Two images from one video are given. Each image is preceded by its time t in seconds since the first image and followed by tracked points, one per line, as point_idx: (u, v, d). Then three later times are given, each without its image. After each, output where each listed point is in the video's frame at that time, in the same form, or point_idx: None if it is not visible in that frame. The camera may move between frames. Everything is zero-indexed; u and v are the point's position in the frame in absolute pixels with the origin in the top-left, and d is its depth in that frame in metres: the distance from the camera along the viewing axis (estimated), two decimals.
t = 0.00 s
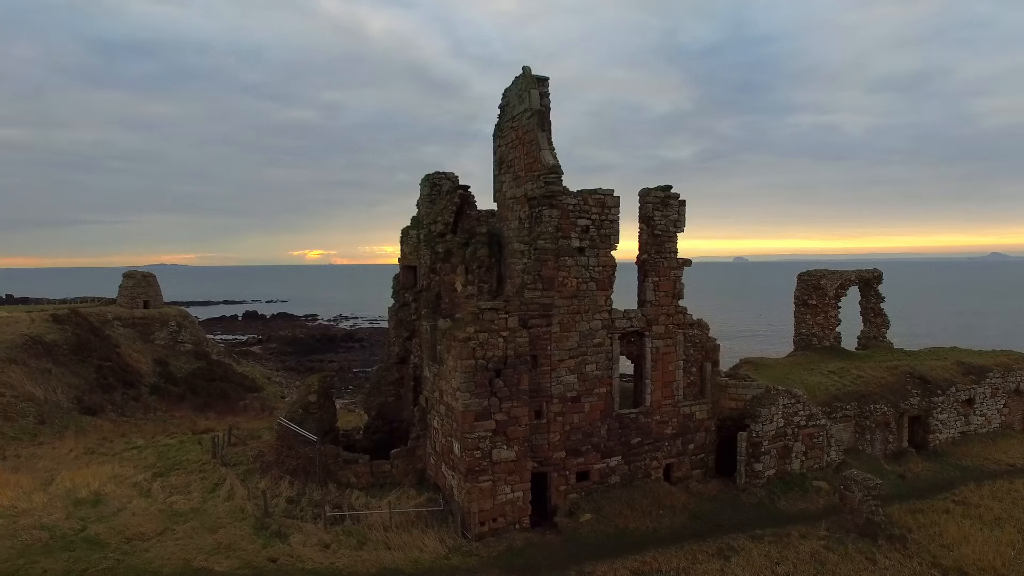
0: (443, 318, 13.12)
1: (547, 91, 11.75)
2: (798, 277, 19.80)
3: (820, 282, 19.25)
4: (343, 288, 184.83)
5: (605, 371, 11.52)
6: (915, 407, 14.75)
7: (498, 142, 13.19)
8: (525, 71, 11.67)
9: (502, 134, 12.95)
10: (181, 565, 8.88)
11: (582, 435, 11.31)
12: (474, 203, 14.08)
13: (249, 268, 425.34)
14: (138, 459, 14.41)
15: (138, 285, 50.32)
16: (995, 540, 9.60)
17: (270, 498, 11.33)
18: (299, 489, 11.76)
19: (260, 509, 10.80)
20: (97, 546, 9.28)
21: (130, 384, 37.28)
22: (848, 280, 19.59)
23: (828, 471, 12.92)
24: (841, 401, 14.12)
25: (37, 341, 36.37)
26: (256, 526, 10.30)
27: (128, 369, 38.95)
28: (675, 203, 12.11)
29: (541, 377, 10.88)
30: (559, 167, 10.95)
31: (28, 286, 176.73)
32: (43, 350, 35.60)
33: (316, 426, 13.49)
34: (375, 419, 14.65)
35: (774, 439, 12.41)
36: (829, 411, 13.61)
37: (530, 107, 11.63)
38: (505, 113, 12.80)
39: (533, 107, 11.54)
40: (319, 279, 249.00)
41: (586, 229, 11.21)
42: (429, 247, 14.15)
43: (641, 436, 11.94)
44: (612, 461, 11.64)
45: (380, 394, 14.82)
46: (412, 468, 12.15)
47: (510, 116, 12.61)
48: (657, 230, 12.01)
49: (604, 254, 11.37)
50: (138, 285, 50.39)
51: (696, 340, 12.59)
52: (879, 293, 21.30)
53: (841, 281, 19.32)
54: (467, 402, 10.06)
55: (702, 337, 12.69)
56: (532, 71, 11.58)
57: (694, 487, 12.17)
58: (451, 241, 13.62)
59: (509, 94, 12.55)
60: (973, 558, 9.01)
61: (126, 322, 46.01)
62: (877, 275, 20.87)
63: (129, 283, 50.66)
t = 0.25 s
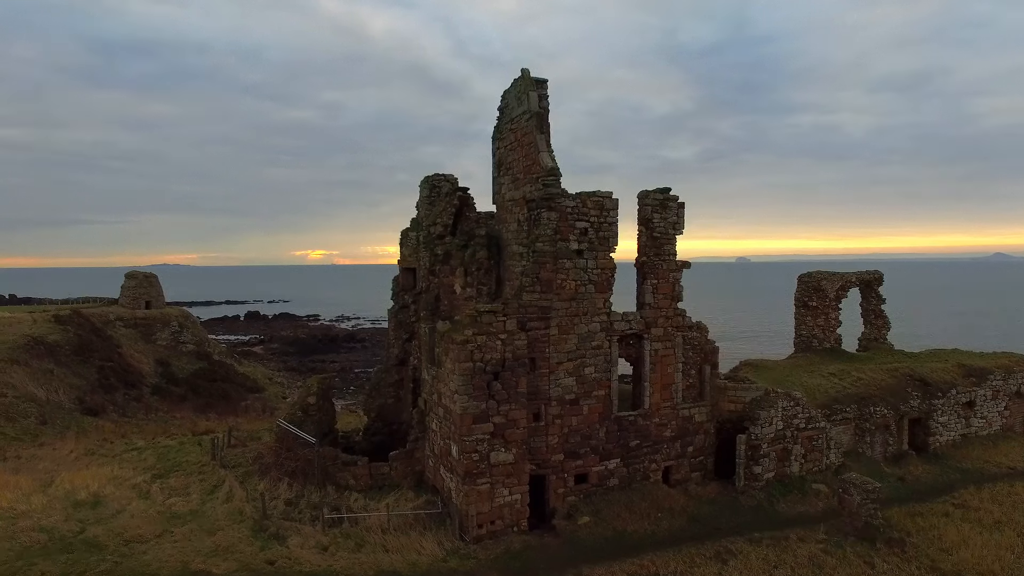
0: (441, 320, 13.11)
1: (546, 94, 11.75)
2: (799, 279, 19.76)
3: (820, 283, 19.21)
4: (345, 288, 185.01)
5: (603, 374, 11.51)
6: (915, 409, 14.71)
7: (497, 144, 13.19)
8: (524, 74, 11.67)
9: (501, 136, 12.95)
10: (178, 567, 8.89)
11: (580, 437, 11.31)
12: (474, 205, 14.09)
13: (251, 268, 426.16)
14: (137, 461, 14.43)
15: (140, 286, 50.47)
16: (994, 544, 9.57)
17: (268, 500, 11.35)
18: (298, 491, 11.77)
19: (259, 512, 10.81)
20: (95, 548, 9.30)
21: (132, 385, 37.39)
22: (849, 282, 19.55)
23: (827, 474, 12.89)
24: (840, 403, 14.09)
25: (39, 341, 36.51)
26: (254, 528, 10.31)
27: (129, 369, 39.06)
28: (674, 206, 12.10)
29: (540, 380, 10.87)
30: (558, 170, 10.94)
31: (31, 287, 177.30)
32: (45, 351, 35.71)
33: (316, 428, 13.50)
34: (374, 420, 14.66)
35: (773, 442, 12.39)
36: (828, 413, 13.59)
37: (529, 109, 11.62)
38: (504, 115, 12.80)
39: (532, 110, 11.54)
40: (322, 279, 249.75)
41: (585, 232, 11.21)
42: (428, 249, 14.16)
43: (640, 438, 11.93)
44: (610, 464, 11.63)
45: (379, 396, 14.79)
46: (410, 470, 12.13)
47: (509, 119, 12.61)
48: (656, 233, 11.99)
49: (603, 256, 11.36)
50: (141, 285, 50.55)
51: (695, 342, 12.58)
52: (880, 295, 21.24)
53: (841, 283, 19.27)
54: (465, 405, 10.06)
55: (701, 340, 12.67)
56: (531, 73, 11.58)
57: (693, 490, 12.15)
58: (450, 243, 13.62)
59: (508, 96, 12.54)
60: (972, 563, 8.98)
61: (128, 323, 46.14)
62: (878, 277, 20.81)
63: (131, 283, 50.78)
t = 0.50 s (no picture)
0: (441, 322, 13.11)
1: (545, 96, 11.75)
2: (799, 281, 19.72)
3: (821, 285, 19.16)
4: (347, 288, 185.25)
5: (602, 376, 11.50)
6: (916, 412, 14.67)
7: (496, 146, 13.19)
8: (523, 76, 11.67)
9: (500, 138, 12.95)
10: (176, 569, 8.91)
11: (579, 440, 11.30)
12: (473, 206, 14.09)
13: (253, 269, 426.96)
14: (137, 462, 14.46)
15: (143, 287, 50.63)
16: (993, 548, 9.54)
17: (267, 502, 11.36)
18: (297, 492, 11.78)
19: (257, 514, 10.83)
20: (93, 550, 9.32)
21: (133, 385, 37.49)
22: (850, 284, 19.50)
23: (827, 477, 12.86)
24: (840, 406, 14.06)
25: (41, 341, 36.62)
26: (252, 530, 10.33)
27: (131, 370, 39.15)
28: (673, 208, 12.09)
29: (538, 382, 10.86)
30: (557, 172, 10.93)
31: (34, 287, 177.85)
32: (47, 351, 35.83)
33: (315, 430, 13.52)
34: (374, 422, 14.67)
35: (773, 445, 12.36)
36: (828, 416, 13.56)
37: (528, 112, 11.62)
38: (503, 117, 12.79)
39: (531, 112, 11.53)
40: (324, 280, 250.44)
41: (584, 234, 11.20)
42: (427, 251, 14.17)
43: (638, 441, 11.92)
44: (609, 466, 11.62)
45: (379, 398, 14.81)
46: (409, 472, 12.12)
47: (508, 121, 12.61)
48: (655, 235, 11.98)
49: (602, 259, 11.35)
50: (143, 286, 50.71)
51: (694, 345, 12.56)
52: (882, 297, 21.18)
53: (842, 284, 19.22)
54: (463, 407, 10.05)
55: (701, 342, 12.66)
56: (530, 76, 11.59)
57: (692, 493, 12.14)
58: (449, 245, 13.62)
59: (507, 98, 12.55)
60: (971, 567, 8.94)
61: (130, 324, 46.25)
62: (879, 279, 20.76)
63: (133, 284, 50.92)
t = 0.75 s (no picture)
0: (440, 323, 13.10)
1: (544, 97, 11.75)
2: (800, 282, 19.68)
3: (822, 286, 19.12)
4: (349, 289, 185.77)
5: (601, 378, 11.49)
6: (917, 414, 14.62)
7: (495, 148, 13.19)
8: (522, 78, 11.68)
9: (499, 140, 12.95)
10: (174, 571, 8.93)
11: (577, 441, 11.29)
12: (473, 208, 14.09)
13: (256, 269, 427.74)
14: (137, 463, 14.49)
15: (145, 287, 50.77)
16: (993, 550, 9.51)
17: (266, 503, 11.37)
18: (296, 494, 11.79)
19: (256, 515, 10.84)
20: (92, 551, 9.34)
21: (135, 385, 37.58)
22: (851, 285, 19.45)
23: (827, 479, 12.82)
24: (841, 407, 14.03)
25: (43, 342, 36.75)
26: (251, 531, 10.35)
27: (133, 370, 39.25)
28: (673, 209, 12.08)
29: (537, 384, 10.86)
30: (555, 174, 10.92)
31: (38, 287, 178.52)
32: (49, 351, 35.94)
33: (314, 432, 13.52)
34: (373, 423, 14.67)
35: (772, 447, 12.33)
36: (828, 418, 13.52)
37: (527, 113, 11.62)
38: (502, 119, 12.79)
39: (530, 113, 11.53)
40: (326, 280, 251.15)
41: (582, 236, 11.19)
42: (427, 252, 14.17)
43: (637, 442, 11.90)
44: (608, 468, 11.61)
45: (378, 399, 14.81)
46: (408, 474, 12.12)
47: (507, 122, 12.60)
48: (654, 237, 11.96)
49: (600, 261, 11.35)
50: (145, 287, 50.85)
51: (694, 346, 12.53)
52: (883, 298, 21.11)
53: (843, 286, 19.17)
54: (461, 409, 10.04)
55: (700, 344, 12.62)
56: (529, 77, 11.60)
57: (691, 495, 12.12)
58: (449, 246, 13.63)
59: (506, 100, 12.55)
60: (970, 570, 8.90)
61: (132, 324, 46.37)
62: (880, 280, 20.69)
63: (135, 284, 51.04)
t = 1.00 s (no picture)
0: (439, 324, 13.10)
1: (543, 98, 11.75)
2: (801, 283, 19.63)
3: (822, 287, 19.08)
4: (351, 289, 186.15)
5: (600, 379, 11.47)
6: (917, 415, 14.58)
7: (494, 148, 13.18)
8: (521, 78, 11.67)
9: (498, 140, 12.94)
10: (172, 571, 8.96)
11: (576, 442, 11.28)
12: (472, 208, 14.07)
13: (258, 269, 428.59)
14: (137, 463, 14.51)
15: (147, 287, 50.90)
16: (993, 553, 9.47)
17: (265, 503, 11.39)
18: (294, 494, 11.79)
19: (254, 515, 10.86)
20: (90, 551, 9.36)
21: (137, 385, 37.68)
22: (852, 285, 19.40)
23: (827, 480, 12.78)
24: (841, 408, 13.99)
25: (45, 342, 36.88)
26: (249, 531, 10.36)
27: (135, 370, 39.34)
28: (672, 210, 12.05)
29: (536, 384, 10.84)
30: (554, 174, 10.91)
31: (41, 287, 179.38)
32: (51, 351, 36.05)
33: (313, 432, 13.52)
34: (373, 424, 14.67)
35: (772, 448, 12.29)
36: (828, 419, 13.48)
37: (526, 114, 11.61)
38: (501, 119, 12.78)
39: (529, 114, 11.52)
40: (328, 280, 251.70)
41: (581, 236, 11.18)
42: (426, 253, 14.17)
43: (637, 443, 11.89)
44: (607, 469, 11.59)
45: (378, 399, 14.80)
46: (407, 474, 12.10)
47: (506, 123, 12.59)
48: (653, 237, 11.94)
49: (599, 261, 11.34)
50: (147, 287, 50.97)
51: (693, 347, 12.51)
52: (884, 299, 21.06)
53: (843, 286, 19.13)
54: (460, 409, 10.04)
55: (700, 344, 12.59)
56: (528, 78, 11.60)
57: (690, 496, 12.10)
58: (448, 247, 13.63)
59: (505, 100, 12.54)
60: (970, 572, 8.87)
61: (134, 324, 46.48)
62: (881, 280, 20.63)
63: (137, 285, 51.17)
